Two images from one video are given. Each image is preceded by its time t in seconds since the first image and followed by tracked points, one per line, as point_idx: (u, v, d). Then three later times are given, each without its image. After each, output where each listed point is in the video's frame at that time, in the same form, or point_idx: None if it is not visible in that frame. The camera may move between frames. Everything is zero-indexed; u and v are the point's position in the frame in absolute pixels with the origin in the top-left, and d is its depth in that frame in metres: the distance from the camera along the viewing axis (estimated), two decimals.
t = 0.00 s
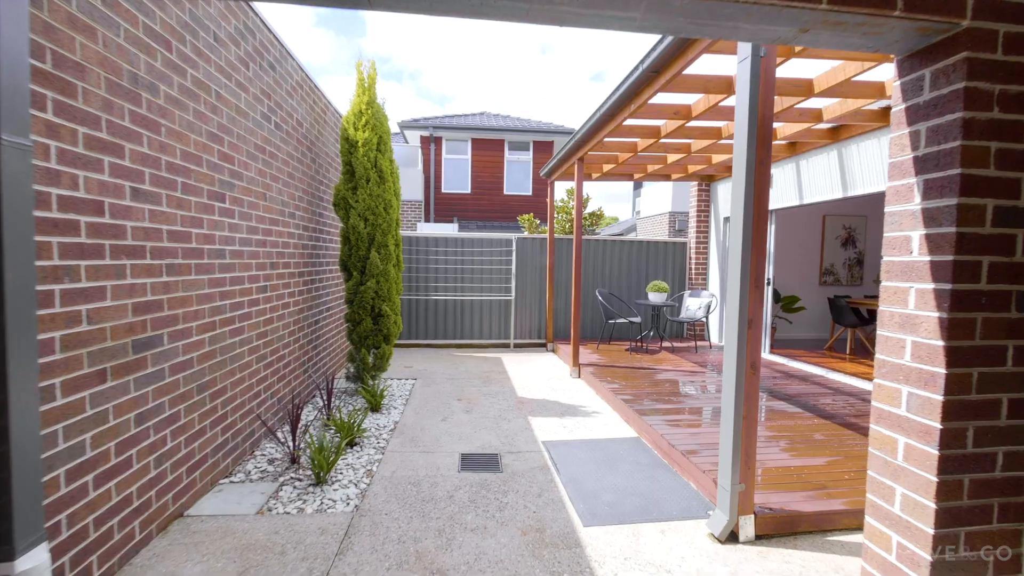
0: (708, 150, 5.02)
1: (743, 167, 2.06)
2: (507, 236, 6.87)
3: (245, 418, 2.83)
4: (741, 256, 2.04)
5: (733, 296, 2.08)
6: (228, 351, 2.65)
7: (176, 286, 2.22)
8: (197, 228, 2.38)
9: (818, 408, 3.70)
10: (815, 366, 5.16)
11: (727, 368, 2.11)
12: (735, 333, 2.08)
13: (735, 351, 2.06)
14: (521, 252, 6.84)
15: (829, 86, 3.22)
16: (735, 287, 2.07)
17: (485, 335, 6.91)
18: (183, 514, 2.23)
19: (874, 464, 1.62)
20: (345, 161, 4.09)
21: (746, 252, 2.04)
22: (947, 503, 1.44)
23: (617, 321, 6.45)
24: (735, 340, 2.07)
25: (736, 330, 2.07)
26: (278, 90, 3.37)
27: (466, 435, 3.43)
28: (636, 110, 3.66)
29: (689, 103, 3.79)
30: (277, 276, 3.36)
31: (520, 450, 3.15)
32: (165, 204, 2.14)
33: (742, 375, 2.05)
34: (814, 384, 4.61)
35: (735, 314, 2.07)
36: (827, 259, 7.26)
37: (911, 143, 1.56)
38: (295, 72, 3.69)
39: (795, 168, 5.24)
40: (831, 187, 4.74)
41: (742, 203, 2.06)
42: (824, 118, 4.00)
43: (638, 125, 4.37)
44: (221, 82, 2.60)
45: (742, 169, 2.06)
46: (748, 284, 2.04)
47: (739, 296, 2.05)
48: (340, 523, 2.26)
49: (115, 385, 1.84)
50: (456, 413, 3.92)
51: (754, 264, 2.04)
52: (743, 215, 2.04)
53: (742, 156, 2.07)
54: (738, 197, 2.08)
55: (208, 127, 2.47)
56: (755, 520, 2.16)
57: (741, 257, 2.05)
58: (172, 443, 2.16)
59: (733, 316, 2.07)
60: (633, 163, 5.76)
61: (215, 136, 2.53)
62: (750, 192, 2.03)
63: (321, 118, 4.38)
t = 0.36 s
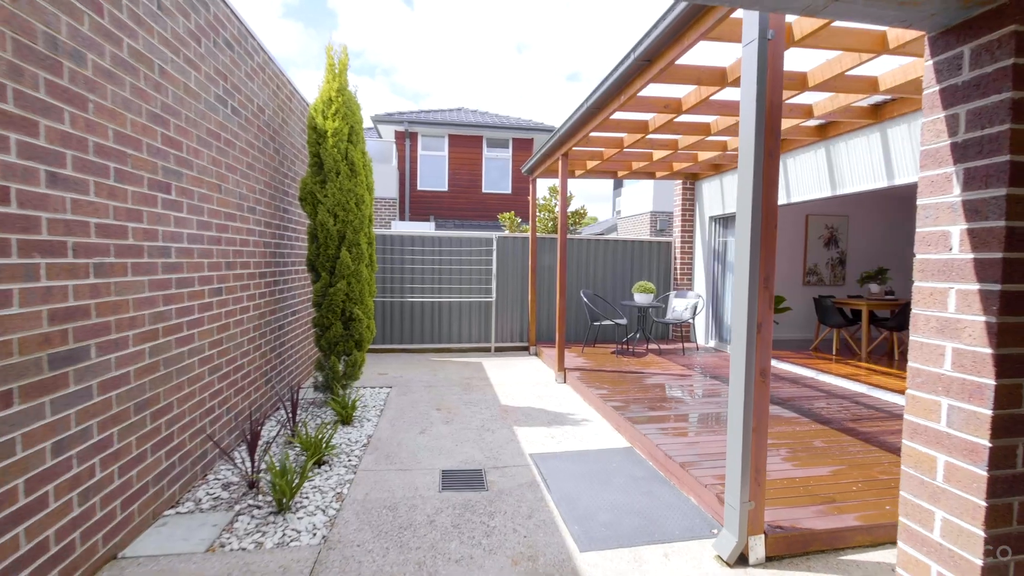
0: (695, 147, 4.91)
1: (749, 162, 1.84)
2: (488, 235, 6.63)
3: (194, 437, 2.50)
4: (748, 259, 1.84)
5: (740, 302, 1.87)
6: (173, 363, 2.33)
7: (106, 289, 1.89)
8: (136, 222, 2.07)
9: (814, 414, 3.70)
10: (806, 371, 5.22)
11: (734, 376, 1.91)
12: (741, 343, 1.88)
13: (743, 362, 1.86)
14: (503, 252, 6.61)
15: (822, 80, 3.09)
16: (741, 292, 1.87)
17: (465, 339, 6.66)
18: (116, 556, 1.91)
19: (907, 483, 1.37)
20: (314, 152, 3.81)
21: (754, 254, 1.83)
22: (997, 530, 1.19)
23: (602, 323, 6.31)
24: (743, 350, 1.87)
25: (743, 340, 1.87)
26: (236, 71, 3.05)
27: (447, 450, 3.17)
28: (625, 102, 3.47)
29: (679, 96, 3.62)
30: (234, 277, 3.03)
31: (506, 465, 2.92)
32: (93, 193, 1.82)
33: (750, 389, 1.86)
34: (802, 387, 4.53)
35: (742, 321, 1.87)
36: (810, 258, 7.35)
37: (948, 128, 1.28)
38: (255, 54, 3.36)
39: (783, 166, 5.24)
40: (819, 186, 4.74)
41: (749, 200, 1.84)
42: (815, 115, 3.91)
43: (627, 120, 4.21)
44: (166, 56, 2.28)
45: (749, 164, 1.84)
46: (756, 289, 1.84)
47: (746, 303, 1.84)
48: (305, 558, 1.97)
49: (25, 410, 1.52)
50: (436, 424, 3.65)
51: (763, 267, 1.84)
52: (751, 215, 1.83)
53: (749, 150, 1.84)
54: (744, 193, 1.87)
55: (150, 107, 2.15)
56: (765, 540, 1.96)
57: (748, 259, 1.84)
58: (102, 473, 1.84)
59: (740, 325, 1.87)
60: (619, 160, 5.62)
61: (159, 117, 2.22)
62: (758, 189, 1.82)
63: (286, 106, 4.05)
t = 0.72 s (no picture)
0: (680, 144, 4.83)
1: (755, 157, 1.69)
2: (468, 234, 6.43)
3: (143, 458, 2.24)
4: (755, 261, 1.69)
5: (746, 308, 1.74)
6: (117, 376, 2.07)
7: (30, 293, 1.62)
8: (69, 216, 1.80)
9: (803, 416, 3.67)
10: (789, 371, 5.22)
11: (739, 385, 1.78)
12: (747, 351, 1.75)
13: (749, 372, 1.73)
14: (484, 252, 6.43)
15: (813, 76, 3.02)
16: (747, 297, 1.73)
17: (445, 341, 6.44)
18: None
19: (938, 503, 1.23)
20: (282, 144, 3.55)
21: (761, 256, 1.69)
22: None
23: (586, 324, 6.20)
24: (749, 359, 1.74)
25: (750, 348, 1.74)
26: (194, 52, 2.77)
27: (428, 462, 2.97)
28: (613, 96, 3.32)
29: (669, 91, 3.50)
30: (191, 279, 2.76)
31: (491, 479, 2.73)
32: (13, 181, 1.56)
33: (757, 400, 1.73)
34: (788, 388, 4.50)
35: (748, 328, 1.73)
36: (789, 259, 7.44)
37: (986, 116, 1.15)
38: (216, 35, 3.09)
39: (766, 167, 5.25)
40: (804, 185, 4.74)
41: (755, 198, 1.70)
42: (802, 113, 3.87)
43: (613, 115, 4.08)
44: (108, 28, 2.00)
45: (755, 159, 1.69)
46: (764, 294, 1.70)
47: (753, 309, 1.71)
48: None
49: None
50: (416, 434, 3.44)
51: (771, 270, 1.70)
52: (759, 215, 1.68)
53: (756, 144, 1.69)
54: (750, 191, 1.72)
55: (87, 84, 1.88)
56: (771, 559, 1.83)
57: (755, 262, 1.70)
58: (27, 507, 1.58)
59: (746, 332, 1.73)
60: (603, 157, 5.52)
61: (99, 97, 1.95)
62: (765, 186, 1.67)
63: (251, 94, 3.76)
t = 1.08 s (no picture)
0: (665, 143, 4.78)
1: (764, 150, 1.60)
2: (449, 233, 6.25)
3: (87, 481, 2.00)
4: (763, 261, 1.60)
5: (753, 311, 1.64)
6: (54, 389, 1.83)
7: None
8: None
9: (790, 416, 3.65)
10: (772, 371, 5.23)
11: (746, 391, 1.68)
12: (755, 356, 1.66)
13: (757, 378, 1.64)
14: (465, 252, 6.25)
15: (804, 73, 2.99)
16: (754, 299, 1.64)
17: (425, 344, 6.24)
18: None
19: (973, 522, 1.12)
20: (250, 135, 3.32)
21: (771, 255, 1.60)
22: None
23: (569, 325, 6.09)
24: (757, 365, 1.64)
25: (757, 354, 1.64)
26: (147, 30, 2.53)
27: (408, 474, 2.79)
28: (602, 90, 3.21)
29: (657, 86, 3.40)
30: (145, 280, 2.51)
31: (477, 492, 2.58)
32: None
33: (764, 408, 1.63)
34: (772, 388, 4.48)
35: (756, 332, 1.64)
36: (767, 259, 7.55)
37: None
38: (174, 15, 2.84)
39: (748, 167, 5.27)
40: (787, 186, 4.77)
41: (764, 194, 1.60)
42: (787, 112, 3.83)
43: (599, 111, 3.98)
44: None
45: (764, 153, 1.60)
46: (772, 296, 1.61)
47: (762, 312, 1.61)
48: None
49: None
50: (395, 444, 3.25)
51: (779, 270, 1.61)
52: (767, 212, 1.59)
53: (764, 137, 1.60)
54: (756, 187, 1.63)
55: (13, 56, 1.65)
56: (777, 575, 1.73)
57: (763, 261, 1.60)
58: None
59: (753, 336, 1.64)
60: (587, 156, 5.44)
61: (28, 72, 1.72)
62: (774, 182, 1.58)
63: (216, 81, 3.50)
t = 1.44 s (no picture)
0: (650, 142, 4.74)
1: (776, 143, 1.52)
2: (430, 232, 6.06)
3: (22, 508, 1.77)
4: (775, 259, 1.52)
5: (764, 311, 1.56)
6: None
7: None
8: None
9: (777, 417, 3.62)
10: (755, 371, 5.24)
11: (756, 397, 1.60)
12: (766, 359, 1.58)
13: (768, 382, 1.56)
14: (445, 252, 6.08)
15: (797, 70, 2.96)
16: (766, 298, 1.56)
17: (404, 347, 6.03)
18: None
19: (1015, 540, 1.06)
20: (215, 124, 3.08)
21: (784, 253, 1.52)
22: None
23: (553, 326, 5.99)
24: (768, 368, 1.57)
25: (769, 356, 1.57)
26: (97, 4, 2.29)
27: (390, 487, 2.62)
28: (591, 83, 3.10)
29: (647, 80, 3.32)
30: (95, 281, 2.28)
31: (464, 505, 2.43)
32: None
33: (776, 414, 1.56)
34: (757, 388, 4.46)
35: (767, 334, 1.56)
36: (746, 259, 7.63)
37: None
38: None
39: (731, 167, 5.28)
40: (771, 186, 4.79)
41: (776, 189, 1.53)
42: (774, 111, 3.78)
43: (586, 107, 3.88)
44: None
45: (776, 145, 1.52)
46: (784, 295, 1.53)
47: (773, 312, 1.54)
48: None
49: None
50: (374, 453, 3.07)
51: (792, 269, 1.53)
52: (779, 207, 1.51)
53: (776, 128, 1.52)
54: (767, 181, 1.56)
55: None
56: None
57: (775, 258, 1.53)
58: None
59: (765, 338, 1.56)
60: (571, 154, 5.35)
61: None
62: (787, 176, 1.51)
63: (178, 66, 3.24)
